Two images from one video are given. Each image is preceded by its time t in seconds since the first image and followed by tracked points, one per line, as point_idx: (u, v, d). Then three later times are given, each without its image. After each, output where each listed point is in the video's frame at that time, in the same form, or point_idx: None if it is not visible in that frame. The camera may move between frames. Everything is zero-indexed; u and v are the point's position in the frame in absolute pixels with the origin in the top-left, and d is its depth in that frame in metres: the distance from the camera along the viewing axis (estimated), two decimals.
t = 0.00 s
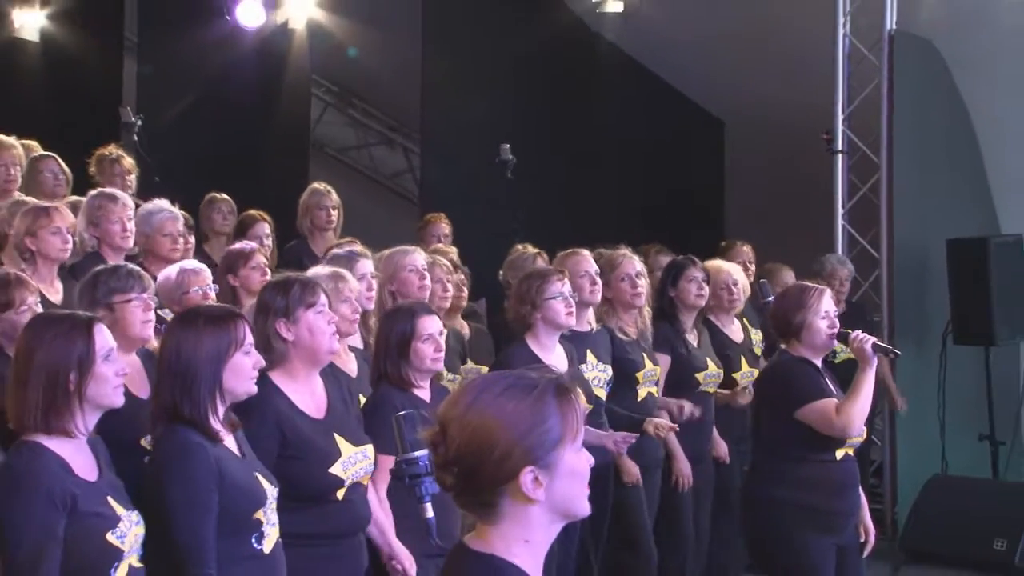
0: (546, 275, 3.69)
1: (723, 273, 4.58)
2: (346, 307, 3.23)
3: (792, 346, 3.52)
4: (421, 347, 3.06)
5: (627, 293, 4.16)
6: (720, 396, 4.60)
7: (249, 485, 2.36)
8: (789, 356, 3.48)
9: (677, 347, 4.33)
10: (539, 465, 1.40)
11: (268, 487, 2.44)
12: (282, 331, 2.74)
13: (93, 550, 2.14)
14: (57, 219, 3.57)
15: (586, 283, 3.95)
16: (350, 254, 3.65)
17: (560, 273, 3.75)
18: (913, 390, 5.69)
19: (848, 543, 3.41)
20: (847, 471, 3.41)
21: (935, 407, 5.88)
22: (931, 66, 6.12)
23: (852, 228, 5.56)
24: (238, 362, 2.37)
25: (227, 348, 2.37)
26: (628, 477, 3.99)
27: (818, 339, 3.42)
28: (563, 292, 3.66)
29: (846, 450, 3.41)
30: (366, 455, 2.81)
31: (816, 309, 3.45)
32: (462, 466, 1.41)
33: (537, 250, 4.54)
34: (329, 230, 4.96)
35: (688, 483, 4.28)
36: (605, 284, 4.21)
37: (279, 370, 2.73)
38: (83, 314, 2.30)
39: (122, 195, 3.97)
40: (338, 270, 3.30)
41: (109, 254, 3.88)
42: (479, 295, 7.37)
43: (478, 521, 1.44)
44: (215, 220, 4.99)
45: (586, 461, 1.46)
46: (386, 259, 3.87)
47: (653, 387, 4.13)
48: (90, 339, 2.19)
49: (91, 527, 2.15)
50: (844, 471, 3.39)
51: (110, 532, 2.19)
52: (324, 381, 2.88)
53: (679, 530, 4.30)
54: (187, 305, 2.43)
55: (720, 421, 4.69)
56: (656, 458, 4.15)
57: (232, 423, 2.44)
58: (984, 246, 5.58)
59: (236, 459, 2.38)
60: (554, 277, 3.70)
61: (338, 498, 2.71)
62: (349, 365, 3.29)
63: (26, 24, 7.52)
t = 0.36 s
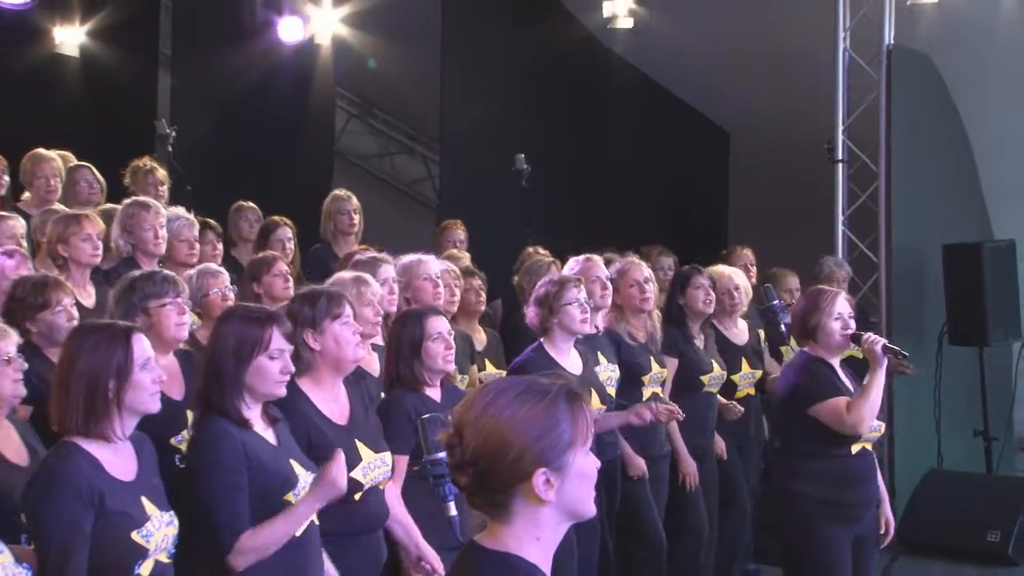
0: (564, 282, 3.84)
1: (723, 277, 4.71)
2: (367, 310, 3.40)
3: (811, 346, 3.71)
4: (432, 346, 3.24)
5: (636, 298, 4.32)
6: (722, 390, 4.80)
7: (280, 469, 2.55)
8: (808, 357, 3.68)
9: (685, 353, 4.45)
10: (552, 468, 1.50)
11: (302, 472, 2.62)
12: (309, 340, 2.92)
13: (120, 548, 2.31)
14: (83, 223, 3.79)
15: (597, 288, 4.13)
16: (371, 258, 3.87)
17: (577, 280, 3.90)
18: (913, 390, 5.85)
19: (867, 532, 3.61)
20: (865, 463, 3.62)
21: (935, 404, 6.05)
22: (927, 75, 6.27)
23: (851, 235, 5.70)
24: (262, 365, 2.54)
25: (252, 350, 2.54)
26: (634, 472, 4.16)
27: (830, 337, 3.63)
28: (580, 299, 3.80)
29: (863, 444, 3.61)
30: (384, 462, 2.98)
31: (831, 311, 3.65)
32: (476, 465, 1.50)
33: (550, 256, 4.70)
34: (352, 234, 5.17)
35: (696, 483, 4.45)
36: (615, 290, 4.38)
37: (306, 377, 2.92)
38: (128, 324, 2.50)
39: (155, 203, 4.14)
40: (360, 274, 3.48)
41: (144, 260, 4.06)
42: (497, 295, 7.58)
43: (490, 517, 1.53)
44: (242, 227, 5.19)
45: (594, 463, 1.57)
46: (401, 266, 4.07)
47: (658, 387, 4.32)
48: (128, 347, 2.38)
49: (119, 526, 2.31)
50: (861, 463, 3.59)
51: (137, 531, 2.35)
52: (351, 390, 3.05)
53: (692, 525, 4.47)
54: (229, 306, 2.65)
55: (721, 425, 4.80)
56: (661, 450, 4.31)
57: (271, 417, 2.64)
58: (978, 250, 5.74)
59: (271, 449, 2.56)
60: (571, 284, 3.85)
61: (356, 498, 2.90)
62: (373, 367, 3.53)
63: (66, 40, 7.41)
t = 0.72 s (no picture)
0: (565, 284, 4.04)
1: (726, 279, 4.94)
2: (394, 314, 3.58)
3: (821, 346, 3.94)
4: (440, 351, 3.39)
5: (641, 300, 4.53)
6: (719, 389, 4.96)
7: (318, 462, 2.78)
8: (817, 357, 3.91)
9: (691, 349, 4.65)
10: (563, 472, 1.63)
11: (338, 468, 2.85)
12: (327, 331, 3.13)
13: (173, 524, 2.54)
14: (117, 230, 3.90)
15: (607, 291, 4.34)
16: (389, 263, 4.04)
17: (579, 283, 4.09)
18: (909, 389, 6.07)
19: (875, 521, 3.82)
20: (873, 458, 3.83)
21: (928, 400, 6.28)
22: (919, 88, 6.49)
23: (848, 241, 5.89)
24: (304, 361, 2.81)
25: (294, 349, 2.80)
26: (634, 470, 4.34)
27: (839, 340, 3.83)
28: (581, 300, 4.02)
29: (868, 439, 3.81)
30: (400, 444, 3.22)
31: (839, 314, 3.86)
32: (493, 467, 1.64)
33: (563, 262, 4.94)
34: (372, 243, 5.44)
35: (702, 472, 4.66)
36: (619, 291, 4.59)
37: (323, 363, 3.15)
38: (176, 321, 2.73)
39: (194, 212, 4.30)
40: (389, 279, 3.67)
41: (182, 266, 4.20)
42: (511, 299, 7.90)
43: (503, 518, 1.65)
44: (268, 232, 5.46)
45: (603, 472, 1.69)
46: (420, 273, 4.26)
47: (659, 385, 4.50)
48: (176, 342, 2.60)
49: (172, 504, 2.54)
50: (867, 457, 3.80)
51: (189, 508, 2.58)
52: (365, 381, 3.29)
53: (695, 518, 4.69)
54: (274, 307, 2.91)
55: (722, 421, 5.01)
56: (664, 445, 4.49)
57: (315, 412, 2.89)
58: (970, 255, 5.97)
59: (312, 441, 2.82)
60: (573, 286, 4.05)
61: (374, 481, 3.12)
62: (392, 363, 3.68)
63: (115, 59, 8.54)
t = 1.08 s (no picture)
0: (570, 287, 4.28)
1: (730, 283, 5.11)
2: (419, 312, 3.76)
3: (824, 345, 4.10)
4: (459, 352, 3.45)
5: (645, 302, 4.81)
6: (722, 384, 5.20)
7: (349, 455, 2.91)
8: (820, 356, 4.06)
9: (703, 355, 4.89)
10: (576, 470, 1.69)
11: (368, 461, 2.98)
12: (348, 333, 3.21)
13: (222, 518, 2.58)
14: (157, 238, 3.92)
15: (616, 295, 4.61)
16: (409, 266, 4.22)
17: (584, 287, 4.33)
18: (906, 388, 6.33)
19: (875, 509, 3.95)
20: (873, 451, 3.96)
21: (925, 399, 6.50)
22: (912, 101, 6.74)
23: (847, 245, 6.11)
24: (343, 356, 2.94)
25: (333, 344, 2.93)
26: (642, 460, 4.57)
27: (844, 336, 4.01)
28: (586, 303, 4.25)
29: (869, 434, 3.93)
30: (410, 448, 3.30)
31: (842, 315, 4.02)
32: (510, 467, 1.70)
33: (573, 264, 5.22)
34: (395, 247, 5.71)
35: (713, 467, 4.87)
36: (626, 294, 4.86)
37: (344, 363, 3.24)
38: (215, 325, 2.77)
39: (229, 217, 4.43)
40: (412, 282, 3.83)
41: (219, 269, 4.33)
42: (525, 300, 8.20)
43: (522, 513, 1.72)
44: (292, 238, 5.65)
45: (615, 465, 1.76)
46: (437, 278, 4.30)
47: (664, 382, 4.75)
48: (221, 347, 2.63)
49: (218, 499, 2.58)
50: (868, 452, 3.92)
51: (234, 502, 2.62)
52: (377, 389, 3.38)
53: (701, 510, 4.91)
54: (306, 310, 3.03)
55: (725, 417, 5.25)
56: (668, 438, 4.72)
57: (349, 405, 3.04)
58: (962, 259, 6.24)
59: (345, 435, 2.95)
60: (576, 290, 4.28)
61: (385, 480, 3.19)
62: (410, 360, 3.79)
63: (159, 76, 9.07)
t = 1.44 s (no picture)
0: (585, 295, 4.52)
1: (740, 288, 5.34)
2: (440, 316, 3.97)
3: (826, 345, 4.24)
4: (484, 352, 3.71)
5: (656, 306, 5.08)
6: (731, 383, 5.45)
7: (373, 456, 3.10)
8: (823, 356, 4.19)
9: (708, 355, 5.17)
10: (595, 475, 1.85)
11: (391, 459, 3.16)
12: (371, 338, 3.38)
13: (270, 503, 2.83)
14: (200, 243, 4.20)
15: (628, 300, 4.87)
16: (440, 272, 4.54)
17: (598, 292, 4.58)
18: (902, 388, 6.58)
19: (874, 502, 4.09)
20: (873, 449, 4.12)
21: (920, 398, 6.76)
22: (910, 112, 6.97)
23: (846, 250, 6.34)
24: (368, 358, 3.13)
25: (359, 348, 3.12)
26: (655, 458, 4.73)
27: (847, 336, 4.13)
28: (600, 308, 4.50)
29: (868, 430, 4.09)
30: (433, 444, 3.50)
31: (843, 316, 4.15)
32: (538, 470, 1.87)
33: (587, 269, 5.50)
34: (418, 251, 5.96)
35: (717, 462, 5.13)
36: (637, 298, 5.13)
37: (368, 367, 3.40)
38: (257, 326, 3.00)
39: (264, 225, 4.63)
40: (432, 286, 4.02)
41: (255, 274, 4.53)
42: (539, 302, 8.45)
43: (549, 511, 1.89)
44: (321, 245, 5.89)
45: (635, 467, 1.91)
46: (461, 282, 4.57)
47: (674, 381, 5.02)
48: (263, 345, 2.86)
49: (265, 486, 2.82)
50: (866, 446, 4.09)
51: (280, 490, 2.86)
52: (400, 389, 3.56)
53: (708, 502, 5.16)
54: (331, 315, 3.20)
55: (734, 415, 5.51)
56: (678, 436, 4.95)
57: (371, 406, 3.20)
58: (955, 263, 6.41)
59: (368, 436, 3.12)
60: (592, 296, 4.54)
61: (412, 474, 3.40)
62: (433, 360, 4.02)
63: (200, 91, 9.71)
